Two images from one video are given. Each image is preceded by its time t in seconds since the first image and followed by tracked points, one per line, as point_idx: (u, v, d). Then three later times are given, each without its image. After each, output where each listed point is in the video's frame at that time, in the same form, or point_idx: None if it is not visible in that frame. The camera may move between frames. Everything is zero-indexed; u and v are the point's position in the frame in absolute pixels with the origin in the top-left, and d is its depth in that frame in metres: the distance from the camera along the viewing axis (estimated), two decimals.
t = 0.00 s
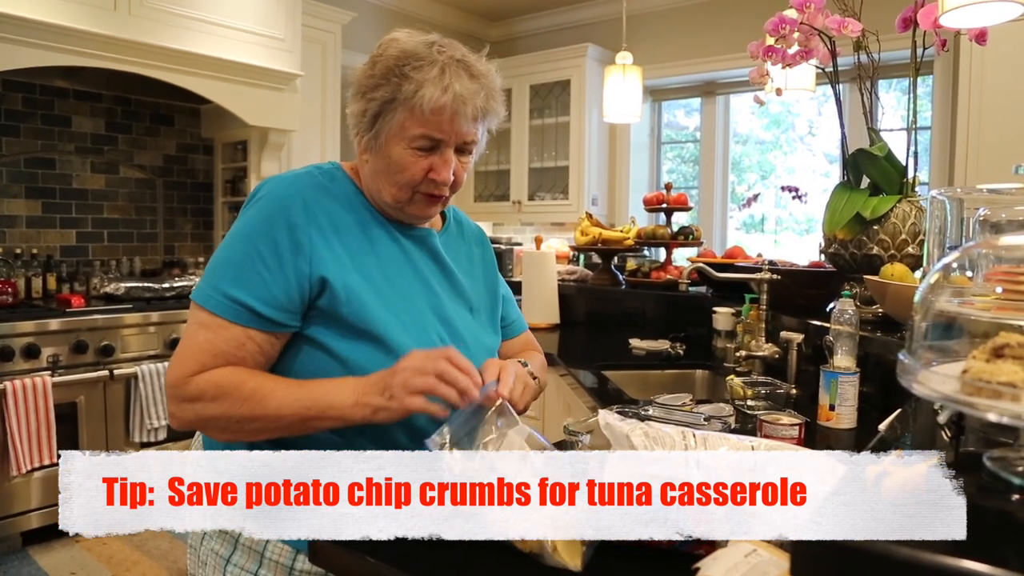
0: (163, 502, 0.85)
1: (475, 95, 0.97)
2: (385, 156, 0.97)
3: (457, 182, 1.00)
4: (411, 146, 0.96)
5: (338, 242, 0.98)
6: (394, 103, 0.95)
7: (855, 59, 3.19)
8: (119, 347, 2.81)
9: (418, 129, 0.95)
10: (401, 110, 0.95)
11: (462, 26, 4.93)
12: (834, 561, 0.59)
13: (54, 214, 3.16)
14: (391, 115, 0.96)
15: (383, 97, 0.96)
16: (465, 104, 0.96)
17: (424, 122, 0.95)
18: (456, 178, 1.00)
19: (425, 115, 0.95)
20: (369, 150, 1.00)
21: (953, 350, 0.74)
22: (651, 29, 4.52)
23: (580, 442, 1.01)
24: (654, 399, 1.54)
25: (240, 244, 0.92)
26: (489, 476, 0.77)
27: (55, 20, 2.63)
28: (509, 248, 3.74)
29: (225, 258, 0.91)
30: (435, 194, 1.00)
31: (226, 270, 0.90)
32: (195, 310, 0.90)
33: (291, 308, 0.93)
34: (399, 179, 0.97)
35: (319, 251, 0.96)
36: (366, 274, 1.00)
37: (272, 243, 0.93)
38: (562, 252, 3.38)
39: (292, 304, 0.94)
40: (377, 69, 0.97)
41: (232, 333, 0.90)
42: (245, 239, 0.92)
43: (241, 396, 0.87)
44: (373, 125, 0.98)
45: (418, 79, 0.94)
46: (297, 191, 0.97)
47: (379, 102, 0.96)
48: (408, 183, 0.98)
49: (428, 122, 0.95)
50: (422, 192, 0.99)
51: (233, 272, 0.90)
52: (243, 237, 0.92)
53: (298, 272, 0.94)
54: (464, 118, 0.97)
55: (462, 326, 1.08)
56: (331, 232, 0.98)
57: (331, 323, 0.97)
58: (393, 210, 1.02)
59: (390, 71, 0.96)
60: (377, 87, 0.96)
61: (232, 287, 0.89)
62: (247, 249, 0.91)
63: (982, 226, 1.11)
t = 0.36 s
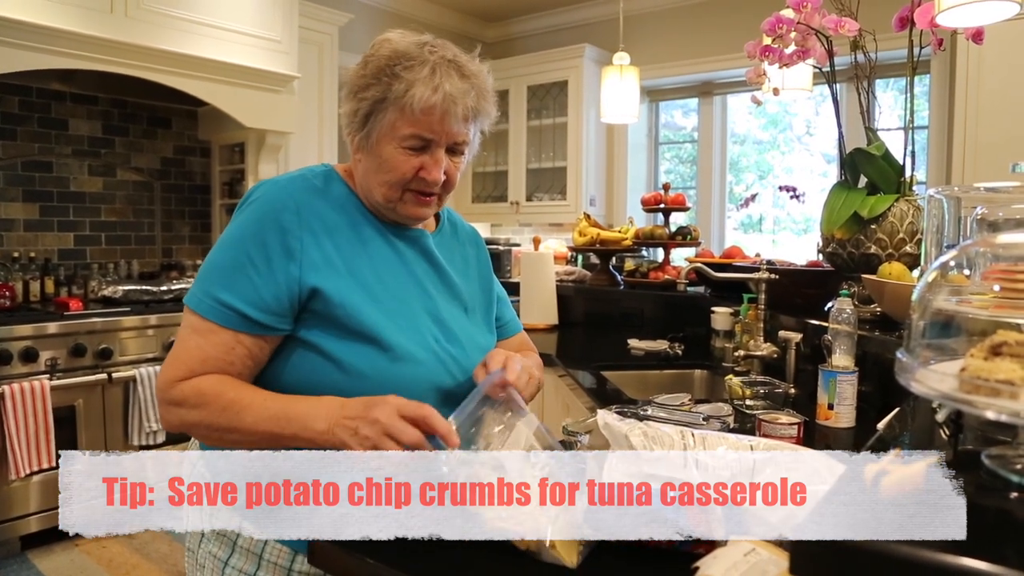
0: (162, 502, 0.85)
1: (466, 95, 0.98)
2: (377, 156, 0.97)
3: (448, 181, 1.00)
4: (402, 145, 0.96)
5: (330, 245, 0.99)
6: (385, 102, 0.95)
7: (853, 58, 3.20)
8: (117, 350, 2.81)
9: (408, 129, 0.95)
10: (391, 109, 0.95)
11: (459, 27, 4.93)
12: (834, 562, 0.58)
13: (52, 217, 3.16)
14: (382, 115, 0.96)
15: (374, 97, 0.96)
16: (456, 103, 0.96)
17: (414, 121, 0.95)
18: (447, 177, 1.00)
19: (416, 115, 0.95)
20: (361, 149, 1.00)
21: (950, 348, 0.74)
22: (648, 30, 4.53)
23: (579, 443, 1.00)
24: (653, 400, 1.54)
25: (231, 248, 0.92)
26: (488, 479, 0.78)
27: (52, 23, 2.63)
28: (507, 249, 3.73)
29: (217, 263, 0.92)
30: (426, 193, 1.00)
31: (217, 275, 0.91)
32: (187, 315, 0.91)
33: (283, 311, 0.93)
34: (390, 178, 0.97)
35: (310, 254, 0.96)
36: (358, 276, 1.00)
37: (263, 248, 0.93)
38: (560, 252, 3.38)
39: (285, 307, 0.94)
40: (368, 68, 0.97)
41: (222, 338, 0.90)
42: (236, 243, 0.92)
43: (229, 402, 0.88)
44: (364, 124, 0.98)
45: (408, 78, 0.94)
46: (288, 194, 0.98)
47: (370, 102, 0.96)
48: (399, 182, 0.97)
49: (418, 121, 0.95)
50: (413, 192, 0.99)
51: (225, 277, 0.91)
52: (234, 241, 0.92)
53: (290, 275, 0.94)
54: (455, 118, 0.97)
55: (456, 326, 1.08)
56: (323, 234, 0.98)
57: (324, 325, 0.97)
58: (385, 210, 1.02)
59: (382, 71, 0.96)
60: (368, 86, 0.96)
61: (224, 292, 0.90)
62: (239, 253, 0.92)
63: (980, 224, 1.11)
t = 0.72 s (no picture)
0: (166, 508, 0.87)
1: (465, 97, 0.98)
2: (375, 158, 0.98)
3: (447, 183, 1.00)
4: (401, 148, 0.96)
5: (329, 245, 0.99)
6: (383, 105, 0.95)
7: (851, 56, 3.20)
8: (117, 350, 2.81)
9: (407, 131, 0.95)
10: (390, 112, 0.95)
11: (457, 27, 4.93)
12: (836, 559, 0.58)
13: (51, 218, 3.16)
14: (381, 117, 0.96)
15: (372, 98, 0.96)
16: (455, 105, 0.96)
17: (413, 123, 0.95)
18: (445, 178, 1.00)
19: (414, 117, 0.95)
20: (359, 151, 1.00)
21: (950, 345, 0.74)
22: (646, 28, 4.53)
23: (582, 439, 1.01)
24: (653, 398, 1.55)
25: (231, 251, 0.92)
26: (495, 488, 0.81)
27: (50, 24, 2.63)
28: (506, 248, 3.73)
29: (218, 266, 0.92)
30: (425, 195, 1.00)
31: (219, 277, 0.91)
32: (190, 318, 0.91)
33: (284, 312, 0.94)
34: (389, 180, 0.97)
35: (309, 255, 0.96)
36: (357, 276, 1.00)
37: (263, 249, 0.93)
38: (560, 251, 3.38)
39: (286, 308, 0.94)
40: (366, 70, 0.97)
41: (227, 343, 0.91)
42: (236, 245, 0.93)
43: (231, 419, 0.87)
44: (363, 126, 0.98)
45: (407, 81, 0.94)
46: (287, 196, 0.98)
47: (368, 104, 0.96)
48: (397, 184, 0.98)
49: (417, 123, 0.95)
50: (412, 193, 0.99)
51: (226, 279, 0.91)
52: (233, 244, 0.93)
53: (289, 277, 0.94)
54: (454, 120, 0.97)
55: (456, 326, 1.08)
56: (322, 235, 0.99)
57: (325, 326, 0.97)
58: (384, 211, 1.02)
59: (380, 73, 0.96)
60: (366, 88, 0.96)
61: (226, 294, 0.90)
62: (239, 255, 0.92)
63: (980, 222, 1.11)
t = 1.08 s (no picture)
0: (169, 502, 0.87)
1: (470, 94, 0.98)
2: (380, 155, 0.98)
3: (451, 179, 1.00)
4: (407, 145, 0.96)
5: (331, 243, 0.99)
6: (389, 102, 0.95)
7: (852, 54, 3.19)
8: (118, 347, 2.81)
9: (412, 128, 0.95)
10: (396, 109, 0.95)
11: (458, 24, 4.93)
12: (836, 555, 0.58)
13: (52, 215, 3.16)
14: (386, 114, 0.96)
15: (378, 96, 0.95)
16: (460, 103, 0.96)
17: (418, 121, 0.95)
18: (450, 176, 1.00)
19: (420, 115, 0.95)
20: (364, 148, 1.00)
21: (953, 342, 0.74)
22: (648, 26, 4.52)
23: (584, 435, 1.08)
24: (653, 396, 1.55)
25: (233, 248, 0.92)
26: (497, 487, 0.83)
27: (51, 21, 2.63)
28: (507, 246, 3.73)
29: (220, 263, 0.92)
30: (430, 192, 1.00)
31: (220, 274, 0.91)
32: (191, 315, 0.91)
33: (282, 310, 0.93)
34: (394, 177, 0.97)
35: (310, 253, 0.96)
36: (358, 274, 1.00)
37: (263, 247, 0.93)
38: (560, 249, 3.38)
39: (286, 305, 0.94)
40: (371, 68, 0.97)
41: (229, 339, 0.90)
42: (238, 243, 0.93)
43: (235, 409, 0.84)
44: (367, 124, 0.97)
45: (413, 78, 0.94)
46: (289, 194, 0.98)
47: (372, 101, 0.96)
48: (403, 181, 0.97)
49: (423, 121, 0.95)
50: (417, 190, 0.99)
51: (227, 276, 0.90)
52: (234, 241, 0.92)
53: (290, 274, 0.94)
54: (459, 117, 0.97)
55: (458, 324, 1.08)
56: (324, 233, 0.98)
57: (327, 323, 0.97)
58: (388, 208, 1.02)
59: (385, 71, 0.95)
60: (371, 86, 0.96)
61: (228, 292, 0.90)
62: (240, 252, 0.92)
63: (982, 219, 1.11)
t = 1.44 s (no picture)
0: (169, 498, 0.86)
1: (460, 88, 0.97)
2: (370, 151, 0.98)
3: (441, 172, 1.01)
4: (398, 141, 0.96)
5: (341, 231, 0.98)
6: (377, 99, 0.94)
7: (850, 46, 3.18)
8: (118, 345, 2.81)
9: (402, 124, 0.95)
10: (384, 106, 0.94)
11: (456, 18, 4.91)
12: (835, 546, 0.58)
13: (50, 212, 3.15)
14: (375, 111, 0.95)
15: (366, 93, 0.95)
16: (450, 97, 0.96)
17: (408, 117, 0.95)
18: (440, 168, 1.01)
19: (410, 111, 0.94)
20: (353, 145, 0.99)
21: (952, 333, 0.74)
22: (646, 19, 4.51)
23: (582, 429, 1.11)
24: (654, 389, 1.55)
25: (255, 232, 0.90)
26: (495, 482, 0.83)
27: (47, 18, 2.62)
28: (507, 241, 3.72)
29: (247, 248, 0.89)
30: (421, 186, 1.01)
31: (255, 257, 0.88)
32: (230, 301, 0.87)
33: (323, 290, 0.91)
34: (385, 173, 0.98)
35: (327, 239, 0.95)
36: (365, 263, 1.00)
37: (292, 229, 0.91)
38: (560, 243, 3.38)
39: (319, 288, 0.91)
40: (358, 63, 0.96)
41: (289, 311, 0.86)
42: (261, 227, 0.90)
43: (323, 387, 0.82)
44: (356, 121, 0.97)
45: (401, 74, 0.93)
46: (297, 181, 0.97)
47: (360, 98, 0.95)
48: (394, 176, 0.98)
49: (414, 116, 0.95)
50: (408, 185, 1.00)
51: (270, 258, 0.87)
52: (251, 227, 0.90)
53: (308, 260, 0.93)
54: (449, 110, 0.97)
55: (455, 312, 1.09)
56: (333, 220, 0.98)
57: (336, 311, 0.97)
58: (378, 200, 1.03)
59: (373, 67, 0.94)
60: (359, 82, 0.95)
61: (275, 273, 0.87)
62: (268, 236, 0.89)
63: (982, 210, 1.10)
